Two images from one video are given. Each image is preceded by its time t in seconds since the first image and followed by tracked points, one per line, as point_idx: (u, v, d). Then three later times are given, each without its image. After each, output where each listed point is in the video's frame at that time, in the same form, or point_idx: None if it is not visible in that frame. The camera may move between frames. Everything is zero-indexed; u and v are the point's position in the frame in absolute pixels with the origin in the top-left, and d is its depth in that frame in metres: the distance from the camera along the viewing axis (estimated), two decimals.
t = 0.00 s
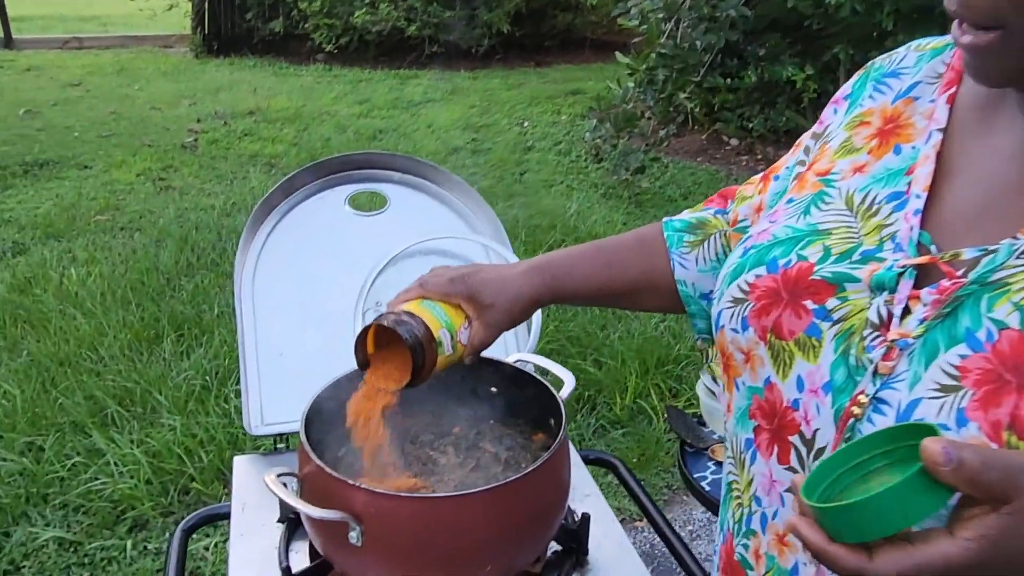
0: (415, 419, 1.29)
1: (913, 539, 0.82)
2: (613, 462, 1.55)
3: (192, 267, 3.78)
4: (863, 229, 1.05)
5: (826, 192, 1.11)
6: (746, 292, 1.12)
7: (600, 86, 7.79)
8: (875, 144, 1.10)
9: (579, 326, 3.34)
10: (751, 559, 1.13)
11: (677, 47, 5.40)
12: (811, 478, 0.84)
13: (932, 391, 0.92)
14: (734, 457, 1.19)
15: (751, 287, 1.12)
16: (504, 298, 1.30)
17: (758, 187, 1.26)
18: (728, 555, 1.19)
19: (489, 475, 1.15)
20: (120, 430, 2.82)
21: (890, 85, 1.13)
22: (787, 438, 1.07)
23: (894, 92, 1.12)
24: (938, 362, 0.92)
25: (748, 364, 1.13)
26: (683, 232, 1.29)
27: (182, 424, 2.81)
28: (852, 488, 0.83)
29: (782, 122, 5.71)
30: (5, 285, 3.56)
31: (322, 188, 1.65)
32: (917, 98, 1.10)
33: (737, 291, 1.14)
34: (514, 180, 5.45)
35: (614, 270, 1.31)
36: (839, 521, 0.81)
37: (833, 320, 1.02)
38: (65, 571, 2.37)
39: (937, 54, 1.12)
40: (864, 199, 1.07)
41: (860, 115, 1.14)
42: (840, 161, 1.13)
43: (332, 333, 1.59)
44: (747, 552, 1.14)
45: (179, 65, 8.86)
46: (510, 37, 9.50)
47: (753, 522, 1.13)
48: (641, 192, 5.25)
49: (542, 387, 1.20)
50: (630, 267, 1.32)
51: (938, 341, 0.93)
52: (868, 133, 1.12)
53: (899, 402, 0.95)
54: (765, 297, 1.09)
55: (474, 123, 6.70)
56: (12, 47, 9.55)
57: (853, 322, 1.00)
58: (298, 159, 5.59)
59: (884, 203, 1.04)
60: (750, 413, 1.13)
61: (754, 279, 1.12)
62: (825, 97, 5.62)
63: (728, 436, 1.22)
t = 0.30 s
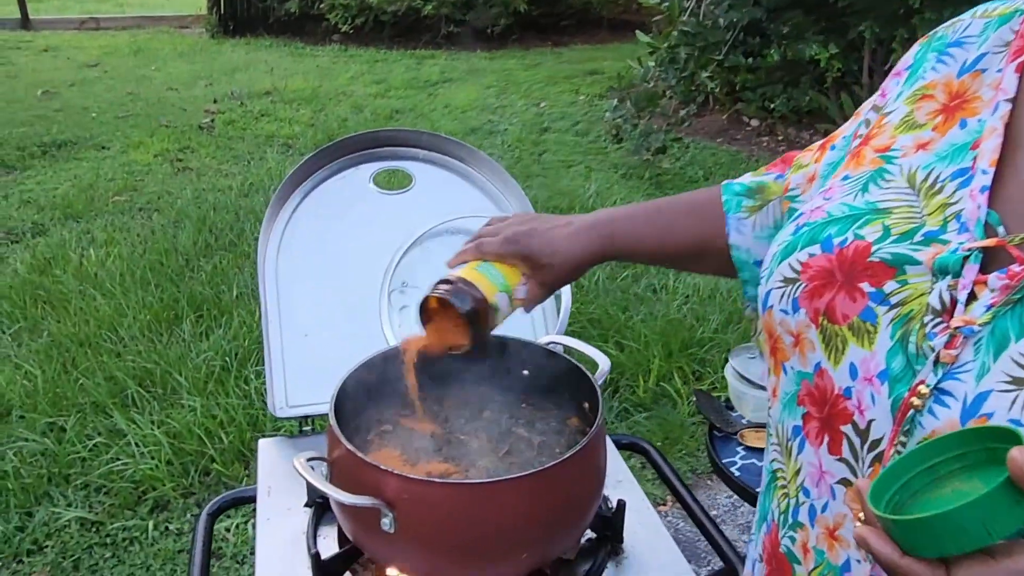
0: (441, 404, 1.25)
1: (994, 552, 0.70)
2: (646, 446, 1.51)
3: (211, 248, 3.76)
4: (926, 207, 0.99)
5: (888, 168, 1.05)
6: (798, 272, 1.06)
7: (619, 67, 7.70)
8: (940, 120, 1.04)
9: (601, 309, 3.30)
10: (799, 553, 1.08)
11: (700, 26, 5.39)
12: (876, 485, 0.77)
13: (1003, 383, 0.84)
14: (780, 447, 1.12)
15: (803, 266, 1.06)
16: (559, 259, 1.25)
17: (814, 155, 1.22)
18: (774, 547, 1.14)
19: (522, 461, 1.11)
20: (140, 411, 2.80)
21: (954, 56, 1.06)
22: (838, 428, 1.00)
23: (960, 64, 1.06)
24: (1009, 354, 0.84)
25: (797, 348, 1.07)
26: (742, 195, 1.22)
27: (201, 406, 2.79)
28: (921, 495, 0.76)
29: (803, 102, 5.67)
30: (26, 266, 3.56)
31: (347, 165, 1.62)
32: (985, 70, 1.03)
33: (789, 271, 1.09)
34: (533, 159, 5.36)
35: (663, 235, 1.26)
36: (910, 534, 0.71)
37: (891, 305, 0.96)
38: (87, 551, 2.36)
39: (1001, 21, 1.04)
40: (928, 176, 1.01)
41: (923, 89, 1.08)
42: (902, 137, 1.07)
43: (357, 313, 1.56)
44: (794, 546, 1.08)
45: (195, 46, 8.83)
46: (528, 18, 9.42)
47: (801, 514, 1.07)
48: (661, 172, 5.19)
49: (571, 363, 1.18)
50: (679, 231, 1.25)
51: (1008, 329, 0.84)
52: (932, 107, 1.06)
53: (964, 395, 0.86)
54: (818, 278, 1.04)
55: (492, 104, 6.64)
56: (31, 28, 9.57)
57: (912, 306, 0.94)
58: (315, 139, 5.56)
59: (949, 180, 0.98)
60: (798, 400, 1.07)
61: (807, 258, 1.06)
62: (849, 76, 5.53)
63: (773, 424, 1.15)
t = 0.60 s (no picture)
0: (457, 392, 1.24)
1: (978, 518, 0.69)
2: (662, 434, 1.50)
3: (224, 233, 3.75)
4: (961, 188, 0.96)
5: (927, 148, 1.03)
6: (826, 248, 1.05)
7: (632, 51, 7.63)
8: (985, 101, 1.01)
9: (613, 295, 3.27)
10: (813, 532, 1.07)
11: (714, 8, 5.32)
12: (868, 449, 0.71)
13: (1016, 362, 0.81)
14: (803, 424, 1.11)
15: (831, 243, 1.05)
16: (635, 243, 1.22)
17: (869, 139, 1.17)
18: (791, 527, 1.13)
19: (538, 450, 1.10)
20: (154, 395, 2.81)
21: (1004, 34, 1.02)
22: (856, 407, 0.99)
23: (1009, 44, 1.01)
24: None
25: (821, 326, 1.06)
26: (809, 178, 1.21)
27: (215, 390, 2.79)
28: (915, 464, 0.69)
29: (818, 87, 5.60)
30: (40, 250, 3.57)
31: (361, 148, 1.63)
32: None
33: (818, 248, 1.07)
34: (546, 144, 5.31)
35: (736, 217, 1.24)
36: (894, 495, 0.67)
37: (915, 284, 0.93)
38: (102, 534, 2.37)
39: None
40: (966, 156, 0.98)
41: (972, 68, 1.05)
42: (945, 118, 1.04)
43: (371, 295, 1.55)
44: (810, 525, 1.07)
45: (208, 30, 8.81)
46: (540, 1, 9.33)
47: (818, 493, 1.06)
48: (675, 157, 5.14)
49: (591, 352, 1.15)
50: (751, 213, 1.24)
51: None
52: (977, 87, 1.03)
53: (979, 374, 0.84)
54: (846, 255, 1.02)
55: (504, 88, 6.59)
56: (43, 12, 9.57)
57: (936, 286, 0.91)
58: (327, 124, 5.53)
59: (986, 160, 0.95)
60: (821, 378, 1.06)
61: (836, 235, 1.05)
62: (866, 60, 5.46)
63: (796, 402, 1.14)
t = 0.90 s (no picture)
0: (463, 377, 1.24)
1: (948, 479, 0.70)
2: (668, 421, 1.50)
3: (233, 219, 3.76)
4: (977, 170, 0.95)
5: (948, 132, 1.03)
6: (840, 229, 1.05)
7: (643, 37, 7.59)
8: (1011, 85, 1.00)
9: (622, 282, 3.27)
10: (818, 508, 1.06)
11: None
12: (852, 412, 0.71)
13: (1015, 341, 0.80)
14: (813, 404, 1.10)
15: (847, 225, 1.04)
16: (679, 238, 1.24)
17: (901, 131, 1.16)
18: (797, 504, 1.13)
19: (547, 433, 1.10)
20: (163, 379, 2.82)
21: None
22: (863, 385, 0.98)
23: None
24: None
25: (834, 307, 1.06)
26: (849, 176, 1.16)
27: (224, 375, 2.81)
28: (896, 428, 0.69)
29: (830, 74, 5.55)
30: (51, 235, 3.58)
31: (368, 134, 1.63)
32: None
33: (834, 229, 1.07)
34: (555, 131, 5.29)
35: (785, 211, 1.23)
36: (866, 451, 0.69)
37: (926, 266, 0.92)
38: (112, 517, 2.39)
39: None
40: (985, 140, 0.97)
41: (1000, 54, 1.04)
42: (969, 102, 1.04)
43: (379, 281, 1.56)
44: (815, 501, 1.07)
45: (217, 16, 8.80)
46: None
47: (824, 470, 1.06)
48: (685, 145, 5.11)
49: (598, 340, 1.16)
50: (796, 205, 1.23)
51: None
52: (1004, 72, 1.02)
53: (977, 352, 0.83)
54: (859, 236, 1.01)
55: (514, 75, 6.56)
56: None
57: (945, 267, 0.91)
58: (336, 110, 5.52)
59: (1004, 144, 0.94)
60: (831, 358, 1.05)
61: (851, 217, 1.04)
62: (879, 47, 5.40)
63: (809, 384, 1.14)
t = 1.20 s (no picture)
0: (464, 368, 1.25)
1: (951, 476, 0.70)
2: (671, 413, 1.50)
3: (239, 209, 3.77)
4: (989, 161, 0.95)
5: (961, 123, 1.03)
6: (849, 219, 1.05)
7: (650, 28, 7.55)
8: None
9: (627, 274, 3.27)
10: (821, 497, 1.07)
11: None
12: (855, 409, 0.71)
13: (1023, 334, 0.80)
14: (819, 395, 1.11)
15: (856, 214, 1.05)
16: (688, 216, 1.24)
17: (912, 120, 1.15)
18: (802, 492, 1.13)
19: (547, 422, 1.10)
20: (169, 368, 2.84)
21: None
22: (869, 375, 0.99)
23: None
24: None
25: (841, 296, 1.06)
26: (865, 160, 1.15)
27: (230, 364, 2.82)
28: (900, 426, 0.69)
29: (838, 65, 5.53)
30: (58, 225, 3.60)
31: (372, 124, 1.64)
32: None
33: (843, 218, 1.07)
34: (561, 122, 5.27)
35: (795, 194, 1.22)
36: (868, 446, 0.69)
37: (933, 256, 0.92)
38: (119, 504, 2.41)
39: None
40: (998, 131, 0.97)
41: (1017, 47, 1.05)
42: (983, 92, 1.04)
43: (383, 270, 1.56)
44: (819, 490, 1.08)
45: (224, 6, 8.79)
46: None
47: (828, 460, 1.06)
48: (692, 136, 5.09)
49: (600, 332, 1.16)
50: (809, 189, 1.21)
51: None
52: (1019, 63, 1.03)
53: (984, 344, 0.83)
54: (868, 226, 1.01)
55: (520, 66, 6.54)
56: None
57: (953, 258, 0.90)
58: (342, 100, 5.51)
59: (1016, 135, 0.94)
60: (838, 348, 1.06)
61: (861, 206, 1.04)
62: (887, 38, 5.37)
63: (816, 373, 1.14)
